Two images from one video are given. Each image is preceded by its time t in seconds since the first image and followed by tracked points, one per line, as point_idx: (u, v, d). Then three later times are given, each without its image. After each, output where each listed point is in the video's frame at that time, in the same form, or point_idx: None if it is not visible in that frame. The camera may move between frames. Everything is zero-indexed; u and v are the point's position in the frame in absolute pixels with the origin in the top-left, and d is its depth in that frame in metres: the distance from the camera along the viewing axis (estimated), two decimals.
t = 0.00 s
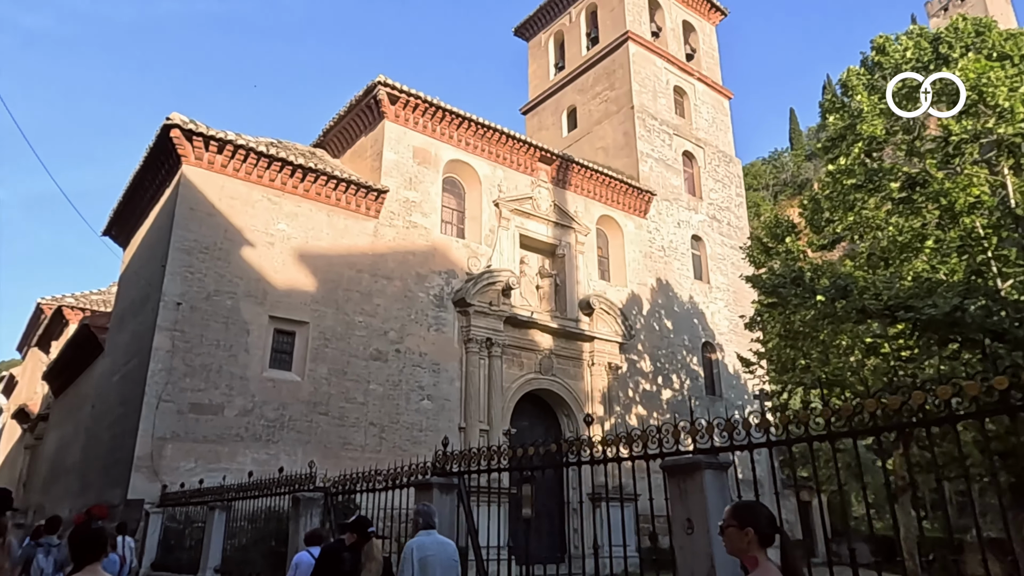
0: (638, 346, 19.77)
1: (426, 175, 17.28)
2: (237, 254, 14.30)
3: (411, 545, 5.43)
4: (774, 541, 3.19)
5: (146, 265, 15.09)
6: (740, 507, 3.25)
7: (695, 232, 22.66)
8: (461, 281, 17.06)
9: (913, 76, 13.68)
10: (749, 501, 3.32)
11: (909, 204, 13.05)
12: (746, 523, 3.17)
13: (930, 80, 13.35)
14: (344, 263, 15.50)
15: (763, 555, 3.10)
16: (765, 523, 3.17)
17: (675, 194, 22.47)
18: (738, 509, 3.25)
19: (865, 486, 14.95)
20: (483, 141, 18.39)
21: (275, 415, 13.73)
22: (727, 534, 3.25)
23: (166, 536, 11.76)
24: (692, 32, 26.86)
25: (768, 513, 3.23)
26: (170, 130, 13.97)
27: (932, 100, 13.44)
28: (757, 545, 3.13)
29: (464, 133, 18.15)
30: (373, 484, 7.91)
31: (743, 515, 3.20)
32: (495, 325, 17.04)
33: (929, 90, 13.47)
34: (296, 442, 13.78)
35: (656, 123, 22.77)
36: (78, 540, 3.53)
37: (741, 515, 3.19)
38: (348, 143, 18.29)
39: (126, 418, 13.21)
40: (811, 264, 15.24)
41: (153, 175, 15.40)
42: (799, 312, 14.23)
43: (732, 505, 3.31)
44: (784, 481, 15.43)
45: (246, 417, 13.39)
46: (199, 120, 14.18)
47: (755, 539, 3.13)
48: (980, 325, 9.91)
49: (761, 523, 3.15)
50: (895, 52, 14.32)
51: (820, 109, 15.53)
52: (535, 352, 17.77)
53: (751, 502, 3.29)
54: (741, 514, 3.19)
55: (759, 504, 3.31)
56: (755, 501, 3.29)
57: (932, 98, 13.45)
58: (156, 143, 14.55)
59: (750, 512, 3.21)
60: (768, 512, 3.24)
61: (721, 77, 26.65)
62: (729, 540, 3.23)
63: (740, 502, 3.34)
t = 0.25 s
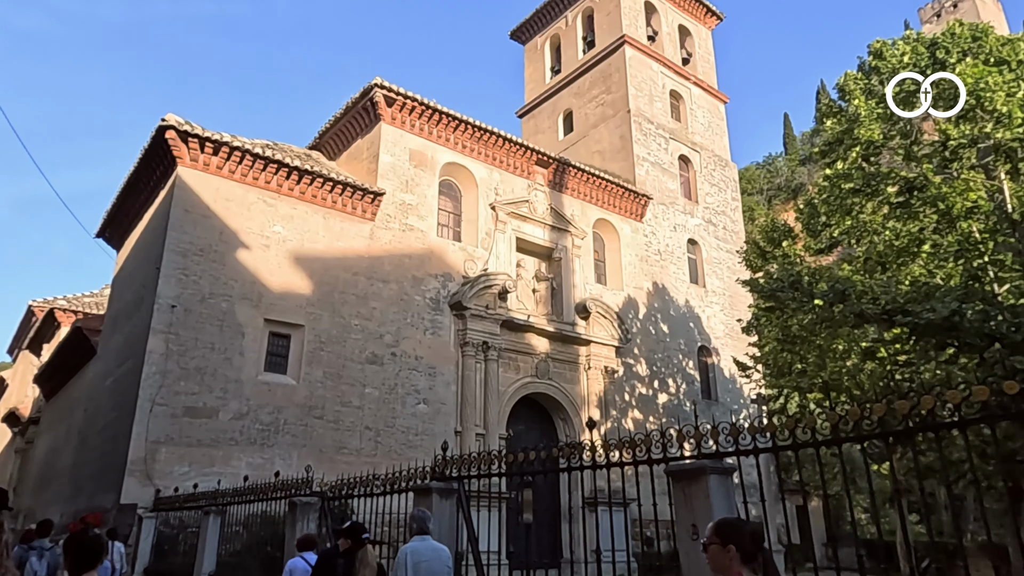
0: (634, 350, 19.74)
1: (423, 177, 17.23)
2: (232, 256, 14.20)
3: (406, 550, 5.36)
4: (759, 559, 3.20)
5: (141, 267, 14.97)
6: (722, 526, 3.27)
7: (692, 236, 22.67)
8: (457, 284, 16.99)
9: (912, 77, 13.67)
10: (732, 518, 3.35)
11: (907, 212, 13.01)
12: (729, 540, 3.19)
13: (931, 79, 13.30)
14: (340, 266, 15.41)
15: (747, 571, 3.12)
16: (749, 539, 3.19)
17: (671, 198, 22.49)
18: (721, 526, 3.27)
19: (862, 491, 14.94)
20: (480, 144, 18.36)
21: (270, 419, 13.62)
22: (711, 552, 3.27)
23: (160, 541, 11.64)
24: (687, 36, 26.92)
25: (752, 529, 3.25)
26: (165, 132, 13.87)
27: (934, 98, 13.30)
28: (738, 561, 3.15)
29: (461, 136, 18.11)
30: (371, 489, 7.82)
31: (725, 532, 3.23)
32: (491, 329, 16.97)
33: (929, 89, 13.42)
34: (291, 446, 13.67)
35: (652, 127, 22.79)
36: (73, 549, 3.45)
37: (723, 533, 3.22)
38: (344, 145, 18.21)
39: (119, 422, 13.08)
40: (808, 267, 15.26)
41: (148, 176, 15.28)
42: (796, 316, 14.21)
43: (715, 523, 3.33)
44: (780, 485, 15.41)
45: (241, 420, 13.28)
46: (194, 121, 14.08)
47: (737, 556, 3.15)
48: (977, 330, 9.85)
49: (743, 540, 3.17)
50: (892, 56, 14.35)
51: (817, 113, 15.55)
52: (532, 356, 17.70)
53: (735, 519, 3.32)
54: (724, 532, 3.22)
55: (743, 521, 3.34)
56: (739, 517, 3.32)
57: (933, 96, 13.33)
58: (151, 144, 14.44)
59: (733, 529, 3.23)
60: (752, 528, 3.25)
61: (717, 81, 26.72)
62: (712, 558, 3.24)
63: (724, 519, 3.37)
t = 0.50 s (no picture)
0: (633, 352, 19.69)
1: (422, 179, 17.17)
2: (230, 257, 14.11)
3: (403, 555, 5.30)
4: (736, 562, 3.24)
5: (138, 268, 14.87)
6: (702, 530, 3.29)
7: (691, 238, 22.66)
8: (456, 286, 16.93)
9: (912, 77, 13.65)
10: (712, 522, 3.37)
11: (907, 213, 13.01)
12: (707, 545, 3.22)
13: (929, 80, 13.28)
14: (339, 268, 15.34)
15: None
16: (727, 543, 3.23)
17: (670, 200, 22.46)
18: (700, 531, 3.30)
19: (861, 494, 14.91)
20: (479, 145, 18.31)
21: (268, 422, 13.53)
22: (689, 555, 3.30)
23: (156, 544, 11.54)
24: (686, 39, 26.93)
25: (729, 533, 3.29)
26: (164, 132, 13.79)
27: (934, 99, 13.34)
28: (716, 566, 3.18)
29: (460, 137, 18.06)
30: (372, 492, 7.75)
31: (705, 537, 3.25)
32: (491, 331, 16.91)
33: (929, 89, 13.39)
34: (289, 449, 13.58)
35: (651, 129, 22.78)
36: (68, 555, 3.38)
37: (703, 537, 3.24)
38: (343, 147, 18.15)
39: (116, 425, 12.98)
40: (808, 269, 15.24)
41: (146, 177, 15.19)
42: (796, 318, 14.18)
43: (694, 527, 3.36)
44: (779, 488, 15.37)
45: (239, 423, 13.18)
46: (193, 122, 14.01)
47: (715, 560, 3.18)
48: (978, 333, 9.83)
49: (722, 545, 3.21)
50: (893, 58, 14.32)
51: (818, 114, 15.55)
52: (531, 358, 17.65)
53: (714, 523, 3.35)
54: (703, 536, 3.24)
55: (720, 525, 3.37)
56: (718, 522, 3.35)
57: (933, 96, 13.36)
58: (149, 145, 14.35)
59: (711, 534, 3.26)
60: (729, 532, 3.30)
61: (716, 84, 26.73)
62: (691, 561, 3.27)
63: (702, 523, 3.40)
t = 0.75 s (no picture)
0: (634, 354, 19.64)
1: (423, 179, 17.12)
2: (231, 258, 14.05)
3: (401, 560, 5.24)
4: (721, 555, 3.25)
5: (138, 269, 14.80)
6: (687, 527, 3.30)
7: (692, 239, 22.62)
8: (457, 287, 16.87)
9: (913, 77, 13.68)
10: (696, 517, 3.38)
11: (910, 214, 12.97)
12: (692, 540, 3.23)
13: (930, 80, 13.38)
14: (340, 269, 15.28)
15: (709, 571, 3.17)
16: (712, 537, 3.25)
17: (672, 201, 22.42)
18: (685, 528, 3.30)
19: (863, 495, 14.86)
20: (480, 146, 18.26)
21: (269, 423, 13.46)
22: (676, 553, 3.29)
23: (156, 547, 11.46)
24: (687, 40, 26.91)
25: (713, 528, 3.31)
26: (164, 132, 13.73)
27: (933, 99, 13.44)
28: (703, 562, 3.19)
29: (461, 138, 18.01)
30: (375, 494, 7.70)
31: (690, 533, 3.26)
32: (492, 332, 16.84)
33: (929, 90, 13.49)
34: (289, 450, 13.51)
35: (652, 130, 22.75)
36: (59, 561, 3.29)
37: (687, 534, 3.25)
38: (344, 147, 18.09)
39: (115, 426, 12.90)
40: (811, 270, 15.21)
41: (146, 178, 15.13)
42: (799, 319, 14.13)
43: (680, 524, 3.36)
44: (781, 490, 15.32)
45: (239, 424, 13.11)
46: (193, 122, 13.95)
47: (701, 555, 3.19)
48: (983, 334, 9.78)
49: (707, 540, 3.22)
50: (896, 58, 14.33)
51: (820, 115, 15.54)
52: (532, 359, 17.59)
53: (698, 519, 3.36)
54: (687, 532, 3.25)
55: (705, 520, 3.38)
56: (701, 517, 3.36)
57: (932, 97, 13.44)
58: (149, 145, 14.29)
59: (696, 531, 3.27)
60: (714, 527, 3.32)
61: (717, 85, 26.71)
62: (678, 559, 3.27)
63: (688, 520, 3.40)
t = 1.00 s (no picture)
0: (637, 354, 19.56)
1: (426, 179, 17.06)
2: (233, 258, 13.99)
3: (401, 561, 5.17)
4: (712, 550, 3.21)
5: (140, 269, 14.75)
6: (678, 523, 3.25)
7: (695, 239, 22.55)
8: (460, 287, 16.80)
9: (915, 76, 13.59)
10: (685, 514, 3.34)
11: (918, 213, 12.65)
12: (683, 535, 3.18)
13: (930, 80, 13.41)
14: (342, 269, 15.22)
15: (700, 567, 3.12)
16: (703, 532, 3.21)
17: (675, 201, 22.35)
18: (676, 523, 3.25)
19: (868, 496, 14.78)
20: (482, 145, 18.20)
21: (271, 424, 13.40)
22: (667, 549, 3.23)
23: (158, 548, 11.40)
24: (689, 39, 26.84)
25: (703, 523, 3.27)
26: (166, 132, 13.68)
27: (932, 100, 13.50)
28: (694, 557, 3.14)
29: (463, 137, 17.95)
30: (378, 495, 7.64)
31: (680, 529, 3.21)
32: (495, 333, 16.78)
33: (929, 90, 13.53)
34: (292, 451, 13.45)
35: (655, 130, 22.69)
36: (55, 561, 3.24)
37: (678, 530, 3.20)
38: (346, 147, 18.03)
39: (117, 427, 12.85)
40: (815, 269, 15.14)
41: (147, 177, 15.08)
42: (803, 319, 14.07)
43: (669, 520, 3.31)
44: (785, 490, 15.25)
45: (241, 425, 13.04)
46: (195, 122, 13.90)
47: (692, 550, 3.14)
48: (990, 334, 9.71)
49: (698, 533, 3.18)
50: (900, 57, 14.30)
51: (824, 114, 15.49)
52: (535, 360, 17.52)
53: (687, 515, 3.31)
54: (678, 527, 3.20)
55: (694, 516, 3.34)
56: (690, 514, 3.32)
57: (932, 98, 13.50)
58: (151, 145, 14.24)
59: (687, 526, 3.22)
60: (704, 522, 3.28)
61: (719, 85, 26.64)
62: (669, 554, 3.21)
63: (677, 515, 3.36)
